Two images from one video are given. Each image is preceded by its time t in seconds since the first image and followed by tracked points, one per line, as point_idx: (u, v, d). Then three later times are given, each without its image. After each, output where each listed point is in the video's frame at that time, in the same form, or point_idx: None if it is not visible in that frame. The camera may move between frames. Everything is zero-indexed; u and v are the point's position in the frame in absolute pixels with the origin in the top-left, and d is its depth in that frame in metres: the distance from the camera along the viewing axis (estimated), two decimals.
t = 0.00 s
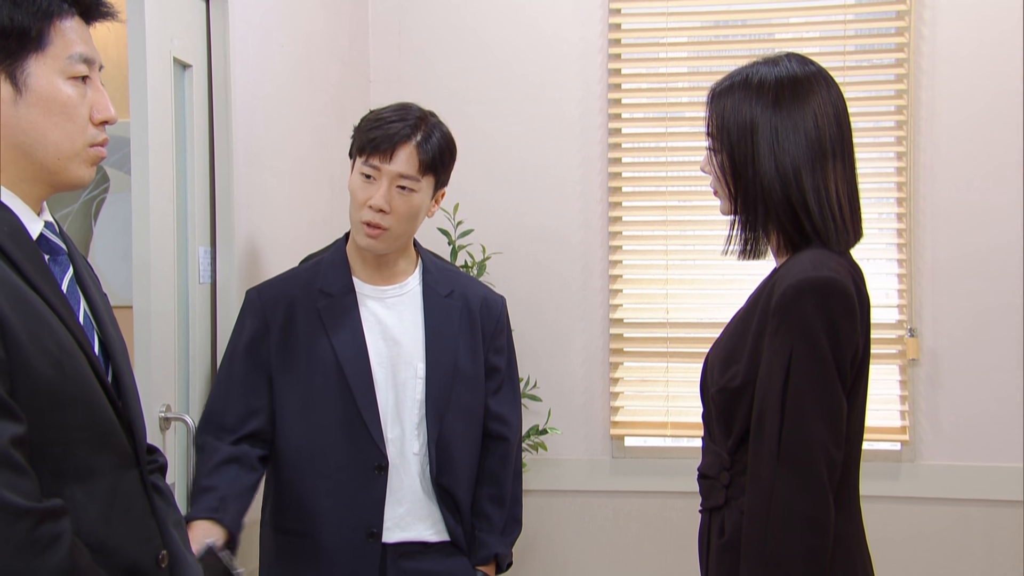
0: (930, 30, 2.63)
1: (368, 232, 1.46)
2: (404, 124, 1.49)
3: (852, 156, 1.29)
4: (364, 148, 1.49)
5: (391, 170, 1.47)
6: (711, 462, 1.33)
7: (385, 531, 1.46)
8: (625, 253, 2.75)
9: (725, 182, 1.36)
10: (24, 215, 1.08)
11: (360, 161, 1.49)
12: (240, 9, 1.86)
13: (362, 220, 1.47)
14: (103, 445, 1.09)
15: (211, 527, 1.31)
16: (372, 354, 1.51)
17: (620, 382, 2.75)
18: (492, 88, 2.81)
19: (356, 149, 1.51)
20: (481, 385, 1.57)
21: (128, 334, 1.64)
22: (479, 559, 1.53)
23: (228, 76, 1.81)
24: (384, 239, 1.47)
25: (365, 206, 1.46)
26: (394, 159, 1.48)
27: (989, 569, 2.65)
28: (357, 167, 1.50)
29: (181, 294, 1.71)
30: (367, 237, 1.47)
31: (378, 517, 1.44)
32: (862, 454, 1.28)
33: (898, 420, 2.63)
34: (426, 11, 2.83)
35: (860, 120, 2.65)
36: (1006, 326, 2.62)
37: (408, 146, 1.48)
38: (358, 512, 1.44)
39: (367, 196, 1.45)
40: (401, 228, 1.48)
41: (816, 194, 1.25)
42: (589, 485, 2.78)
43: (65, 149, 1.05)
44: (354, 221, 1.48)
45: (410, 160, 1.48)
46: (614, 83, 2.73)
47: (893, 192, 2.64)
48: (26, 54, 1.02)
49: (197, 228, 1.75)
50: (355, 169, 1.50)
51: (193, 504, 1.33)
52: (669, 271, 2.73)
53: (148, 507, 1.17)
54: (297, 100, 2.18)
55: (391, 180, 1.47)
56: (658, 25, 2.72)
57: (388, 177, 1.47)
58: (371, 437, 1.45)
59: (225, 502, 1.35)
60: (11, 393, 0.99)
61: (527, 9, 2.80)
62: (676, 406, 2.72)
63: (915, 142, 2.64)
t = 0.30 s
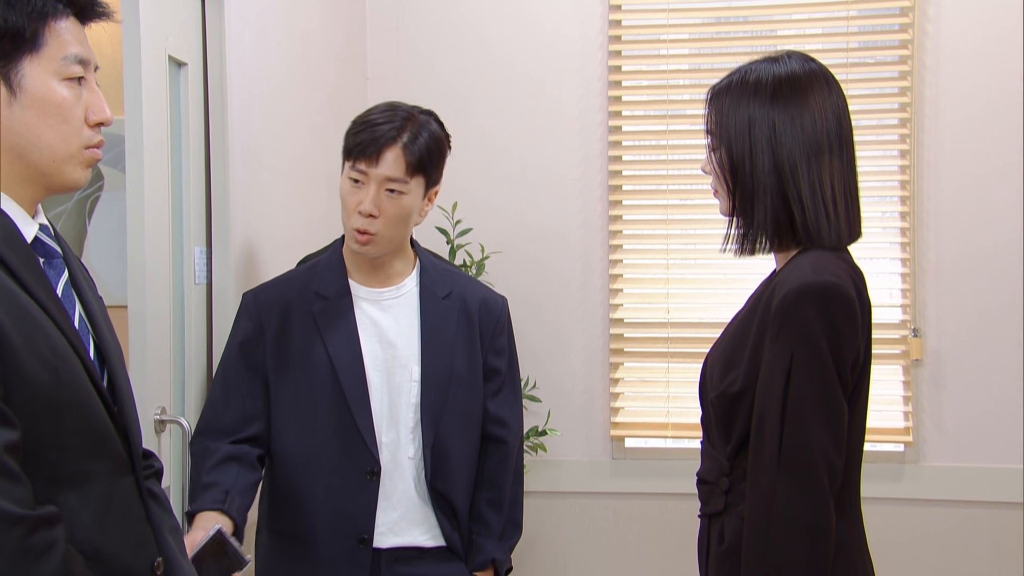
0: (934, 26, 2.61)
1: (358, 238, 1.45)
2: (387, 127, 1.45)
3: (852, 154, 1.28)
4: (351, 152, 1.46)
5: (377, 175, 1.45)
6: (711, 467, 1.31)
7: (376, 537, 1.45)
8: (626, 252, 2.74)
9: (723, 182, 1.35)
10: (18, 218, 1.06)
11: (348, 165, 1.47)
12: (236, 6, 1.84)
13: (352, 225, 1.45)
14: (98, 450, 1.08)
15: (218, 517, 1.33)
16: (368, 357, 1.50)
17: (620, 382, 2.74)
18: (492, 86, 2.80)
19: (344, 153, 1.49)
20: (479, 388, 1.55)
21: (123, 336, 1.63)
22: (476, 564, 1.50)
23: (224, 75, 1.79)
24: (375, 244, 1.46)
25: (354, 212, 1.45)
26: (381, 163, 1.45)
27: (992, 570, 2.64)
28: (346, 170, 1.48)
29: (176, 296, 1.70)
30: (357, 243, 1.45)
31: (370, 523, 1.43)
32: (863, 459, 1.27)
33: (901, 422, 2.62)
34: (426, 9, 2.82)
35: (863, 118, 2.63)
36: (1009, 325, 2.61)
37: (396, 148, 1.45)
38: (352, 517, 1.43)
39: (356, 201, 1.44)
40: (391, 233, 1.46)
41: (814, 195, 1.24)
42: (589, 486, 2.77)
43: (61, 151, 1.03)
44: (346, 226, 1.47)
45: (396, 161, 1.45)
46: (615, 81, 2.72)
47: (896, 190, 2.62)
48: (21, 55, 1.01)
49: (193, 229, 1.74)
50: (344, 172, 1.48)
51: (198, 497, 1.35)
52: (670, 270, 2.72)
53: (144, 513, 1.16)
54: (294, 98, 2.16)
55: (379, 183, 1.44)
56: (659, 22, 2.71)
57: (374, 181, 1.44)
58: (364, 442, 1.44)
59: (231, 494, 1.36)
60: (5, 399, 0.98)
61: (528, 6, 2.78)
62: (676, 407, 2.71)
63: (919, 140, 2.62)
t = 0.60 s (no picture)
0: (938, 23, 2.60)
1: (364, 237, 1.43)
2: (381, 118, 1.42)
3: (856, 156, 1.26)
4: (346, 151, 1.43)
5: (376, 170, 1.43)
6: (708, 473, 1.30)
7: (376, 541, 1.43)
8: (626, 252, 2.72)
9: (722, 181, 1.35)
10: (12, 221, 1.05)
11: (344, 164, 1.44)
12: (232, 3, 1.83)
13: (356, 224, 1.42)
14: (93, 457, 1.07)
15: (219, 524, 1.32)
16: (367, 359, 1.49)
17: (621, 383, 2.73)
18: (491, 84, 2.78)
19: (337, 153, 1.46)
20: (480, 390, 1.53)
21: (118, 338, 1.62)
22: (476, 568, 1.49)
23: (220, 75, 1.78)
24: (382, 239, 1.44)
25: (357, 210, 1.42)
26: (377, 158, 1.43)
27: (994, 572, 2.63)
28: (341, 171, 1.45)
29: (172, 296, 1.68)
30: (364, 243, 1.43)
31: (370, 526, 1.42)
32: (863, 464, 1.26)
33: (904, 423, 2.61)
34: (426, 7, 2.80)
35: (866, 116, 2.62)
36: (1012, 325, 2.60)
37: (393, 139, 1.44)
38: (353, 519, 1.42)
39: (358, 200, 1.41)
40: (397, 227, 1.44)
41: (811, 199, 1.24)
42: (589, 488, 2.76)
43: (56, 153, 1.02)
44: (348, 228, 1.45)
45: (394, 151, 1.43)
46: (615, 79, 2.70)
47: (900, 189, 2.60)
48: (15, 57, 0.99)
49: (189, 229, 1.72)
50: (339, 173, 1.45)
51: (200, 503, 1.33)
52: (671, 270, 2.70)
53: (139, 520, 1.15)
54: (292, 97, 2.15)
55: (379, 179, 1.42)
56: (660, 19, 2.69)
57: (375, 176, 1.42)
58: (365, 444, 1.43)
59: (234, 500, 1.35)
60: None
61: (528, 3, 2.77)
62: (677, 408, 2.69)
63: (923, 138, 2.61)
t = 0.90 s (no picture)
0: (942, 20, 2.58)
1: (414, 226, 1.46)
2: (415, 112, 1.50)
3: (859, 156, 1.25)
4: (387, 143, 1.46)
5: (418, 160, 1.49)
6: (707, 478, 1.29)
7: (374, 547, 1.42)
8: (626, 251, 2.71)
9: (723, 179, 1.33)
10: (5, 224, 1.04)
11: (384, 157, 1.46)
12: None
13: (407, 215, 1.46)
14: (87, 463, 1.06)
15: None
16: (363, 363, 1.48)
17: (620, 384, 2.72)
18: (491, 81, 2.77)
19: (370, 146, 1.46)
20: (477, 393, 1.52)
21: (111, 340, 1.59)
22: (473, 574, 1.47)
23: (215, 73, 1.76)
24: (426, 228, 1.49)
25: (409, 201, 1.46)
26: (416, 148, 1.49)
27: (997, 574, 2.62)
28: (381, 164, 1.46)
29: (167, 297, 1.67)
30: (415, 232, 1.46)
31: (366, 533, 1.40)
32: (864, 469, 1.25)
33: (907, 424, 2.60)
34: (426, 4, 2.79)
35: (870, 114, 2.61)
36: (1014, 324, 2.58)
37: (425, 133, 1.51)
38: (349, 525, 1.41)
39: (413, 187, 1.45)
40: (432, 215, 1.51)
41: (810, 204, 1.23)
42: (588, 490, 2.75)
43: (50, 155, 1.00)
44: (394, 221, 1.45)
45: (426, 146, 1.51)
46: (615, 76, 2.69)
47: (903, 188, 2.59)
48: (8, 58, 0.98)
49: (183, 229, 1.71)
50: (375, 166, 1.46)
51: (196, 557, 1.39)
52: (672, 270, 2.69)
53: (134, 526, 1.14)
54: (289, 95, 2.14)
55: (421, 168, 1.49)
56: (660, 16, 2.67)
57: (419, 167, 1.48)
58: (362, 450, 1.42)
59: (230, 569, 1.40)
60: None
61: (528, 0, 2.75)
62: (678, 409, 2.68)
63: (926, 137, 2.60)
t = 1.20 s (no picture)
0: (944, 16, 2.57)
1: (412, 225, 1.46)
2: (414, 112, 1.50)
3: (864, 156, 1.23)
4: (386, 139, 1.46)
5: (416, 158, 1.49)
6: (706, 481, 1.28)
7: (368, 552, 1.42)
8: (625, 251, 2.70)
9: (725, 178, 1.32)
10: None
11: (382, 154, 1.46)
12: None
13: (403, 214, 1.45)
14: (80, 467, 1.05)
15: None
16: (356, 367, 1.47)
17: (619, 384, 2.70)
18: (489, 79, 2.76)
19: (369, 143, 1.46)
20: (472, 395, 1.50)
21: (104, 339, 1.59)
22: None
23: (209, 71, 1.75)
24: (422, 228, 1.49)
25: (405, 199, 1.45)
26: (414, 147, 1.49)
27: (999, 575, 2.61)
28: (380, 160, 1.45)
29: (160, 298, 1.66)
30: (412, 231, 1.46)
31: (359, 540, 1.39)
32: (865, 473, 1.23)
33: (909, 425, 2.59)
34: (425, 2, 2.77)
35: (872, 111, 2.59)
36: (1017, 323, 2.57)
37: (424, 132, 1.51)
38: (342, 530, 1.40)
39: (412, 185, 1.45)
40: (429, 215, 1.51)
41: (812, 208, 1.22)
42: (588, 492, 2.74)
43: (44, 157, 0.99)
44: (393, 219, 1.44)
45: (424, 145, 1.51)
46: (614, 73, 2.67)
47: (905, 186, 2.57)
48: None
49: (177, 229, 1.70)
50: (373, 163, 1.46)
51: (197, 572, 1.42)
52: (671, 269, 2.68)
53: (128, 531, 1.13)
54: (284, 94, 2.12)
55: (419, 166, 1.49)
56: (659, 12, 2.66)
57: (416, 166, 1.48)
58: (354, 456, 1.41)
59: None
60: None
61: None
62: (677, 410, 2.67)
63: (928, 134, 2.58)
